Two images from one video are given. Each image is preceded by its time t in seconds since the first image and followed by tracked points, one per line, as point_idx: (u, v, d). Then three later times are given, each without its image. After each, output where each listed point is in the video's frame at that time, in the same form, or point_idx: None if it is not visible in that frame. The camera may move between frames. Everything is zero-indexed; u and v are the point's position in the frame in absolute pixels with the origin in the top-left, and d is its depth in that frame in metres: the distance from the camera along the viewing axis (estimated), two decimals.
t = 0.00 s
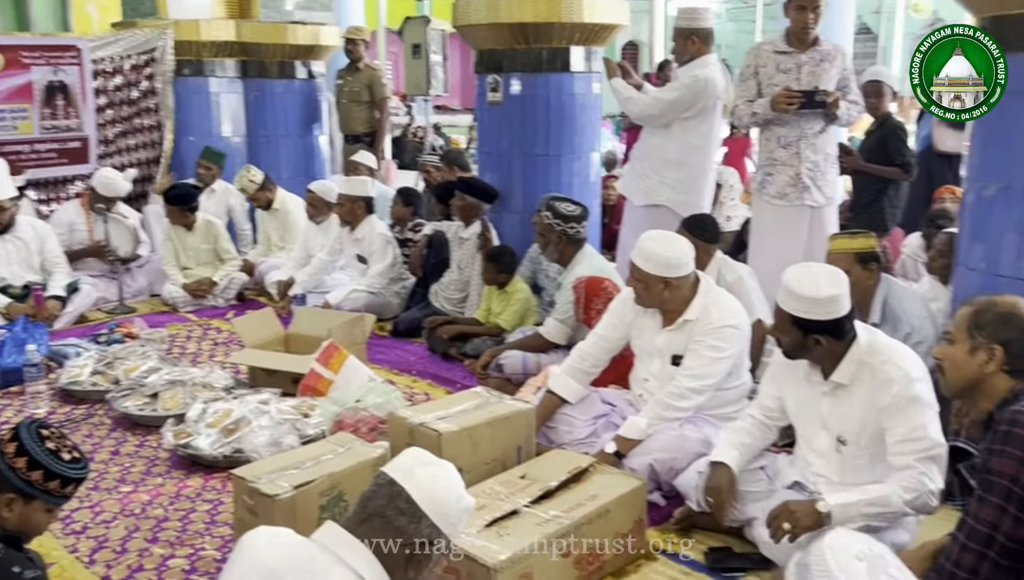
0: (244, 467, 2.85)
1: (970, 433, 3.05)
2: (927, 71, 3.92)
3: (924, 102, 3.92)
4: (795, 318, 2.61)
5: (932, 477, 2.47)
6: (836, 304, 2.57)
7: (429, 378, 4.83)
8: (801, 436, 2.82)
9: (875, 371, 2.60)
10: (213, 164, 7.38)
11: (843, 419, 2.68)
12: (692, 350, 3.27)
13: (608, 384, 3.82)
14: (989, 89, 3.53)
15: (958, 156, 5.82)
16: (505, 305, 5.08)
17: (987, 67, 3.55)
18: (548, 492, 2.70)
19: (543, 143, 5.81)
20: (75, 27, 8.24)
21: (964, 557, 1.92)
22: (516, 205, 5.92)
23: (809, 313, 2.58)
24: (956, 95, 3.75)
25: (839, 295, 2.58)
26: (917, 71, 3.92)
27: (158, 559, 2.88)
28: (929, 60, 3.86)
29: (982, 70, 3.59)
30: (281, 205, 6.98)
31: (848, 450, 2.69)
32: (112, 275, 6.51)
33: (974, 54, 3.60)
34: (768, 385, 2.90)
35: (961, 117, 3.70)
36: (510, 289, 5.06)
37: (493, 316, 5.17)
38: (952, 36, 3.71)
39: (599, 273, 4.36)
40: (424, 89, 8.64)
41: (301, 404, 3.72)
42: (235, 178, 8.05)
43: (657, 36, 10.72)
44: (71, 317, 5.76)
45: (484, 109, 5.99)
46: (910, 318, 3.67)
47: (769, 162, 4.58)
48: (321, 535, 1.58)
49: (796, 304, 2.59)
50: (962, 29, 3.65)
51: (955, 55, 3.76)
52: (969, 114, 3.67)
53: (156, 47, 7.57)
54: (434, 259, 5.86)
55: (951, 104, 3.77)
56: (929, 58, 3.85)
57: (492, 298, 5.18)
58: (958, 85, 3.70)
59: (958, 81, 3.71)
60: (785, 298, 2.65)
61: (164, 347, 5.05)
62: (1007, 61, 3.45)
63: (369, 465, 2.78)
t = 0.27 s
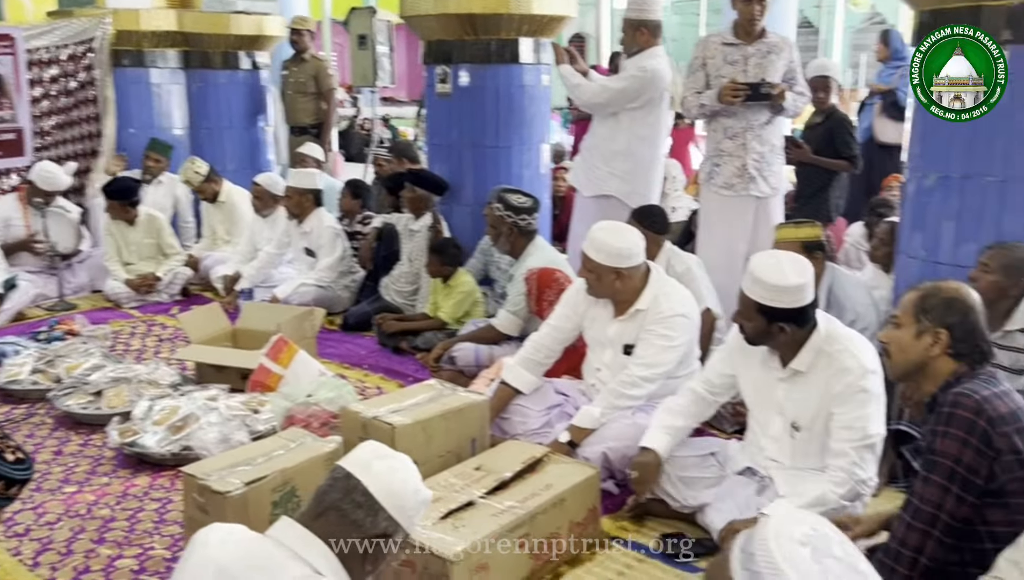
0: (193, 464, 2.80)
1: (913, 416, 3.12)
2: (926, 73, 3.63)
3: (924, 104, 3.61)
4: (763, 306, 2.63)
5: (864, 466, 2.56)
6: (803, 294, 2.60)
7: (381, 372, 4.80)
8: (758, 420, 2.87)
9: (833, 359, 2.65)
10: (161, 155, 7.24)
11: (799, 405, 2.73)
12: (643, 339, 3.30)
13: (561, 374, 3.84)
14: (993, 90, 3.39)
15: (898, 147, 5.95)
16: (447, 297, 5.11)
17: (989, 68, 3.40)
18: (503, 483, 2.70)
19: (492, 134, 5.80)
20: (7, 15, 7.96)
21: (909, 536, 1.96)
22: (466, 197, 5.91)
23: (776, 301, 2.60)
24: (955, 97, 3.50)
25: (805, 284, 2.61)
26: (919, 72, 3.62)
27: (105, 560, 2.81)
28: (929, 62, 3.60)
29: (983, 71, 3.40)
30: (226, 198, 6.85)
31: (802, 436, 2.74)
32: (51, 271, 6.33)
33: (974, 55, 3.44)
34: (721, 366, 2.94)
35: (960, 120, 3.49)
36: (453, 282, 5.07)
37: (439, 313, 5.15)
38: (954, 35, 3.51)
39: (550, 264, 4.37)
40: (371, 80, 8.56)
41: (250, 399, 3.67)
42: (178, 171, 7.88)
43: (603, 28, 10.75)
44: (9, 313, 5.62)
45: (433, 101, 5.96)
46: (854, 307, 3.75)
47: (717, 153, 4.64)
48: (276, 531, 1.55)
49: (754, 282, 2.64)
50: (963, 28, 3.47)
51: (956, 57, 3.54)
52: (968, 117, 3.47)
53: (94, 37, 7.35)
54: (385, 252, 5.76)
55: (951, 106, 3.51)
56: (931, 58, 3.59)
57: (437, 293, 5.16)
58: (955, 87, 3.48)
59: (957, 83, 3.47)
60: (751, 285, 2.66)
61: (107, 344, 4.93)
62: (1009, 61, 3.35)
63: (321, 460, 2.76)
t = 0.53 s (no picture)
0: (151, 461, 2.75)
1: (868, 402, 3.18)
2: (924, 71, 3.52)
3: (923, 104, 3.51)
4: (724, 299, 2.64)
5: (820, 449, 2.61)
6: (764, 285, 2.62)
7: (341, 366, 4.76)
8: (718, 410, 2.91)
9: (795, 347, 2.69)
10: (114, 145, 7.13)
11: (760, 392, 2.77)
12: (604, 330, 3.31)
13: (522, 366, 3.85)
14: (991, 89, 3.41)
15: (850, 138, 6.04)
16: (401, 294, 5.10)
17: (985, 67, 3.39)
18: (466, 475, 2.70)
19: (450, 126, 5.77)
20: None
21: (867, 520, 2.00)
22: (425, 188, 5.87)
23: (737, 294, 2.62)
24: (955, 97, 3.45)
25: (767, 276, 2.62)
26: (918, 71, 3.50)
27: (61, 560, 2.75)
28: (929, 62, 3.47)
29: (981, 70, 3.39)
30: (180, 190, 6.74)
31: (764, 424, 2.79)
32: None
33: (973, 54, 3.38)
34: (681, 358, 2.96)
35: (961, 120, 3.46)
36: (405, 279, 5.07)
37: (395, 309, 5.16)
38: (954, 35, 3.40)
39: (511, 256, 4.36)
40: (326, 72, 8.46)
41: (208, 395, 3.62)
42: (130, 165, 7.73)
43: (559, 20, 10.74)
44: None
45: (390, 92, 5.91)
46: (810, 295, 3.80)
47: (674, 145, 4.67)
48: (239, 526, 1.53)
49: (713, 276, 2.66)
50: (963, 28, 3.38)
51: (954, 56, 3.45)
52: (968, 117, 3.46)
53: (40, 28, 7.32)
54: (343, 245, 5.79)
55: (952, 106, 3.46)
56: (929, 57, 3.47)
57: (391, 289, 5.17)
58: (955, 87, 3.42)
59: (956, 83, 3.40)
60: (712, 279, 2.68)
61: (59, 341, 4.83)
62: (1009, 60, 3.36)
63: (282, 456, 2.73)
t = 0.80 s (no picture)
0: (117, 458, 2.71)
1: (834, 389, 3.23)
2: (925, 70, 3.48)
3: (923, 104, 3.49)
4: (691, 287, 2.66)
5: (784, 433, 2.63)
6: (730, 273, 2.64)
7: (308, 359, 4.72)
8: (688, 398, 2.93)
9: (760, 333, 2.71)
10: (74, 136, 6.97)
11: (728, 380, 2.80)
12: (574, 322, 3.32)
13: (492, 357, 3.84)
14: (990, 90, 3.49)
15: (813, 130, 6.10)
16: (367, 289, 5.06)
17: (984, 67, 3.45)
18: (438, 467, 2.69)
19: (417, 118, 5.74)
20: None
21: (837, 506, 2.03)
22: (392, 180, 5.83)
23: (703, 282, 2.64)
24: (954, 97, 3.48)
25: (733, 264, 2.65)
26: (918, 71, 3.46)
27: (26, 560, 2.71)
28: (929, 62, 3.43)
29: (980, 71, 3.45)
30: (142, 183, 6.64)
31: (732, 411, 2.81)
32: None
33: (973, 54, 3.42)
34: (651, 348, 2.98)
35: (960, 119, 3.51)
36: (370, 274, 5.04)
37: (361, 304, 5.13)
38: (954, 35, 3.40)
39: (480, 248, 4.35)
40: (288, 64, 8.37)
41: (174, 390, 3.57)
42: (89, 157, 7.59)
43: (524, 12, 10.73)
44: None
45: (355, 84, 5.86)
46: (776, 285, 3.84)
47: (641, 136, 4.69)
48: (212, 522, 1.52)
49: (680, 267, 2.67)
50: (963, 27, 3.40)
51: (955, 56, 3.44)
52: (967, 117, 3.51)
53: None
54: (309, 238, 5.74)
55: (951, 105, 3.48)
56: (930, 57, 3.43)
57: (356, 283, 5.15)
58: (955, 87, 3.45)
59: (956, 83, 3.44)
60: (678, 266, 2.70)
61: (19, 338, 4.74)
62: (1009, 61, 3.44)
63: (251, 451, 2.71)
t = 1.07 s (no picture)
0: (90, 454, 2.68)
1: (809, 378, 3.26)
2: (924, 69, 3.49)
3: (924, 104, 3.51)
4: (664, 271, 2.67)
5: (757, 417, 2.64)
6: (702, 258, 2.65)
7: (283, 353, 4.69)
8: (663, 387, 2.95)
9: (733, 321, 2.73)
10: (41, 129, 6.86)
11: (703, 369, 2.81)
12: (552, 313, 3.33)
13: (469, 350, 3.84)
14: (990, 90, 3.53)
15: (785, 122, 6.15)
16: (342, 282, 5.04)
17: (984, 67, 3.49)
18: (416, 460, 2.69)
19: (391, 109, 5.71)
20: None
21: (813, 494, 2.05)
22: (367, 172, 5.80)
23: (675, 266, 2.65)
24: (954, 96, 3.51)
25: (705, 248, 2.66)
26: (918, 71, 3.47)
27: None
28: (929, 62, 3.46)
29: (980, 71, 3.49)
30: (112, 176, 6.55)
31: (707, 398, 2.83)
32: None
33: (974, 54, 3.45)
34: (627, 338, 2.99)
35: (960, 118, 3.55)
36: (346, 267, 5.01)
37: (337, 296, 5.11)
38: (954, 35, 3.42)
39: (457, 241, 4.34)
40: (259, 55, 8.29)
41: (147, 385, 3.54)
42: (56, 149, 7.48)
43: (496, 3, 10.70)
44: None
45: (329, 75, 5.81)
46: (750, 275, 3.87)
47: (615, 128, 4.70)
48: (190, 516, 1.50)
49: (657, 256, 2.67)
50: (963, 27, 3.41)
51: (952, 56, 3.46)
52: (967, 116, 3.56)
53: None
54: (282, 230, 5.74)
55: (951, 105, 3.52)
56: (930, 58, 3.46)
57: (331, 276, 5.12)
58: (955, 87, 3.49)
59: (956, 83, 3.48)
60: (652, 252, 2.71)
61: None
62: (1006, 61, 3.48)
63: (227, 446, 2.69)
